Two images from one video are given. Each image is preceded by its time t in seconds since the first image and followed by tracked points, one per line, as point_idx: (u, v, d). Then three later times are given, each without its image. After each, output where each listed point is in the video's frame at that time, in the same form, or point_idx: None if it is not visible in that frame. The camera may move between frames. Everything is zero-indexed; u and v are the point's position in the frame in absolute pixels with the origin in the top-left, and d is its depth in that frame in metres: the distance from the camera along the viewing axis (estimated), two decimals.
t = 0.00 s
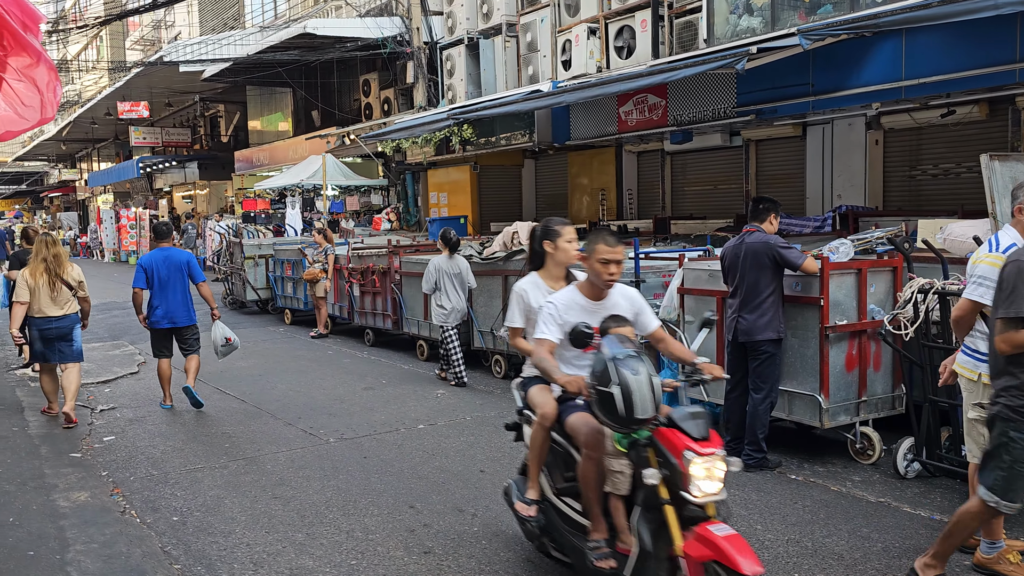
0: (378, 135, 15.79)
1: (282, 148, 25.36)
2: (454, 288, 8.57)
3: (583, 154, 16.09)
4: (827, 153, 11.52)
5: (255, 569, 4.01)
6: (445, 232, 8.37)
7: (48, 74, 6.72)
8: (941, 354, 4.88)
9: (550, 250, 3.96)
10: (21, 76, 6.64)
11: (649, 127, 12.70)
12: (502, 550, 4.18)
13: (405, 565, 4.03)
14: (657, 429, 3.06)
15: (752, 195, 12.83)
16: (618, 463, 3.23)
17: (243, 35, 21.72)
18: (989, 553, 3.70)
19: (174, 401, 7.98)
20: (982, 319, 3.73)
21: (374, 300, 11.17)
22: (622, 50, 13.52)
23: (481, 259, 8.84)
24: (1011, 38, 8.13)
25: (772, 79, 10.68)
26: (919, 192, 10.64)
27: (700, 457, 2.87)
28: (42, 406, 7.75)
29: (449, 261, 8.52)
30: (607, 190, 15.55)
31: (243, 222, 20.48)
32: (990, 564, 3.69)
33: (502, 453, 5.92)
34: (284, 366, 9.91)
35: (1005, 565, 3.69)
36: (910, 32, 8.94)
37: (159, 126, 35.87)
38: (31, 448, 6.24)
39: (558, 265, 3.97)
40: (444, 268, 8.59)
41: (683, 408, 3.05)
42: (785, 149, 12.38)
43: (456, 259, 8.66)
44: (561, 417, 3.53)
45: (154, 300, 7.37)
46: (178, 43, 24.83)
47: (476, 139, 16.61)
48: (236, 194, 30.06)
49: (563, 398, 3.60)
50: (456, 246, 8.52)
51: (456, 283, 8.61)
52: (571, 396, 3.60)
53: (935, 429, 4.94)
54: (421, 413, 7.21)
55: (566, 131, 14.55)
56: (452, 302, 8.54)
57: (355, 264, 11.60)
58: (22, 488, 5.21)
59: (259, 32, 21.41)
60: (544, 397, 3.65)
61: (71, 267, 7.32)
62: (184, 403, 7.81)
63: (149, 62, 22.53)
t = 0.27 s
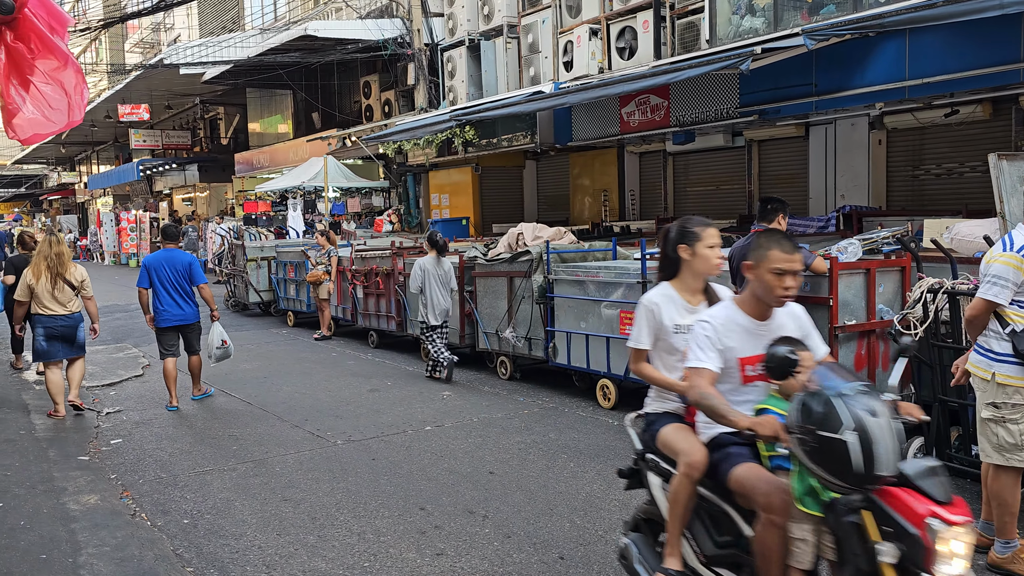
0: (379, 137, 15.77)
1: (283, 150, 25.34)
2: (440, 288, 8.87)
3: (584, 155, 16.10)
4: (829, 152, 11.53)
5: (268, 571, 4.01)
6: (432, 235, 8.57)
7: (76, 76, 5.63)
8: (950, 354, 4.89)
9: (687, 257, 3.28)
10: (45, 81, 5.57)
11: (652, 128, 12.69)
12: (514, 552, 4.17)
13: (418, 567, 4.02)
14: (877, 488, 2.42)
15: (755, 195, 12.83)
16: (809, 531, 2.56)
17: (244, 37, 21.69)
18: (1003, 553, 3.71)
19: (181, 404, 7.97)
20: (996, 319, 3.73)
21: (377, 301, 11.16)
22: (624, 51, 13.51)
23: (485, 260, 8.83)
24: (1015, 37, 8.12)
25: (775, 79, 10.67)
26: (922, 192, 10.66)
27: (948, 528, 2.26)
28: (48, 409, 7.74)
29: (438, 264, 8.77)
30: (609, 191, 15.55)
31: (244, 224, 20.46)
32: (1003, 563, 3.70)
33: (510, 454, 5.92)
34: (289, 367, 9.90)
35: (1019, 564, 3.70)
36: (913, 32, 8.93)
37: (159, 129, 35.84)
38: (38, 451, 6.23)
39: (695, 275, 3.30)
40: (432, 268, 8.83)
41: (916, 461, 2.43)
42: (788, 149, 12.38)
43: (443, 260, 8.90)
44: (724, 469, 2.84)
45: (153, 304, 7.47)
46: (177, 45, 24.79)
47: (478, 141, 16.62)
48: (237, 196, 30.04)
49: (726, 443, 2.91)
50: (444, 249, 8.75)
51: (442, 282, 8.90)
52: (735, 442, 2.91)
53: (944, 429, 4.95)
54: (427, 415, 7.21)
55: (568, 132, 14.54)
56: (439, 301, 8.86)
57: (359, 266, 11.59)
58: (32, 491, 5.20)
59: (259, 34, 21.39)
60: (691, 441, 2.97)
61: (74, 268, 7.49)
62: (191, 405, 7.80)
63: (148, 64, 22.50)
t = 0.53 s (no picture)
0: (375, 140, 15.76)
1: (278, 152, 25.30)
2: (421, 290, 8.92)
3: (580, 157, 16.12)
4: (825, 154, 11.55)
5: (269, 574, 4.00)
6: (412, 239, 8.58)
7: (86, 79, 5.92)
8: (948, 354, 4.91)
9: (877, 259, 2.65)
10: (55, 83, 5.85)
11: (648, 129, 12.70)
12: (516, 554, 4.16)
13: (419, 569, 4.01)
14: None
15: (751, 197, 12.86)
16: None
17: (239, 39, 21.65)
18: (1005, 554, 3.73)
19: (178, 407, 7.94)
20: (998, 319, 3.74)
21: (374, 303, 11.16)
22: (620, 53, 13.53)
23: (483, 262, 8.82)
24: (1011, 39, 8.15)
25: (771, 81, 10.69)
26: (918, 193, 10.68)
27: None
28: (45, 412, 7.71)
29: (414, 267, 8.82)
30: (605, 192, 15.57)
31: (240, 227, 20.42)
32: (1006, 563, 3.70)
33: (510, 456, 5.91)
34: (286, 370, 9.88)
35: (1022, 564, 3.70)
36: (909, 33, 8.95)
37: (153, 132, 35.76)
38: (36, 455, 6.20)
39: (886, 281, 2.66)
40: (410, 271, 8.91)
41: None
42: (784, 150, 12.41)
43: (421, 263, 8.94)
44: (977, 543, 2.21)
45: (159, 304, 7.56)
46: (171, 48, 24.74)
47: (474, 143, 16.62)
48: (231, 199, 30.00)
49: (970, 507, 2.29)
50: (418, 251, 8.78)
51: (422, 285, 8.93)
52: (983, 505, 2.29)
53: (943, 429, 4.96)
54: (426, 417, 7.20)
55: (564, 133, 14.56)
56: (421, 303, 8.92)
57: (355, 268, 11.57)
58: (31, 495, 5.19)
59: (255, 37, 21.36)
60: (910, 500, 2.36)
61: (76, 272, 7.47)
62: (189, 408, 7.78)
63: (143, 67, 22.45)
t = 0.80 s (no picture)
0: (367, 143, 15.72)
1: (269, 156, 25.21)
2: (391, 290, 9.26)
3: (571, 161, 16.13)
4: (816, 158, 11.59)
5: None
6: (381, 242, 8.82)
7: (72, 81, 4.70)
8: (939, 357, 4.91)
9: None
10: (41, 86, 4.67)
11: (639, 133, 12.72)
12: (508, 559, 4.15)
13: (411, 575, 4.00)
14: None
15: (742, 201, 12.89)
16: None
17: (230, 43, 21.57)
18: (995, 556, 3.73)
19: (168, 412, 7.89)
20: (988, 323, 3.76)
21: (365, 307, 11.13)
22: (612, 57, 13.55)
23: (475, 265, 8.80)
24: (1001, 43, 8.17)
25: (763, 85, 10.72)
26: (907, 197, 10.73)
27: None
28: (33, 417, 7.66)
29: (384, 266, 9.20)
30: (596, 196, 15.58)
31: (230, 230, 20.36)
32: (995, 566, 3.71)
33: (502, 460, 5.90)
34: (277, 374, 9.85)
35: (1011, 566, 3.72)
36: (899, 38, 8.98)
37: (143, 135, 35.63)
38: (24, 460, 6.16)
39: None
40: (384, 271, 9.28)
41: None
42: (774, 154, 12.44)
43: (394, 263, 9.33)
44: None
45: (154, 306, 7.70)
46: (162, 51, 24.64)
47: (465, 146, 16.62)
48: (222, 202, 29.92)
49: None
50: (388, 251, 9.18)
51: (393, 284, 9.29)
52: None
53: (933, 432, 4.97)
54: (417, 421, 7.18)
55: (555, 137, 14.56)
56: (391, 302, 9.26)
57: (347, 272, 11.54)
58: (18, 501, 5.14)
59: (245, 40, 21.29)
60: None
61: (70, 271, 7.52)
62: (178, 414, 7.74)
63: (133, 69, 22.34)
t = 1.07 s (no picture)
0: (356, 147, 15.68)
1: (258, 159, 25.13)
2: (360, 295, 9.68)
3: (560, 165, 16.14)
4: (804, 163, 11.62)
5: None
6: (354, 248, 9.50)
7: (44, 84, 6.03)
8: (925, 362, 4.92)
9: None
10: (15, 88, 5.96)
11: (628, 137, 12.73)
12: (493, 565, 4.13)
13: None
14: None
15: (730, 205, 12.91)
16: None
17: (218, 45, 21.49)
18: (981, 561, 3.73)
19: (153, 417, 7.83)
20: (973, 329, 3.76)
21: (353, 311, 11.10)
22: (601, 61, 13.56)
23: (463, 269, 8.78)
24: (987, 47, 8.21)
25: (751, 90, 10.74)
26: (894, 202, 10.77)
27: None
28: (16, 422, 7.59)
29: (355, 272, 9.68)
30: (585, 200, 15.59)
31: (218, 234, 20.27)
32: (981, 571, 3.71)
33: (488, 465, 5.88)
34: (264, 379, 9.80)
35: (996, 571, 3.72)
36: (886, 43, 9.01)
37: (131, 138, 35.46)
38: (6, 466, 6.10)
39: None
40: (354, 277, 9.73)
41: None
42: (762, 159, 12.47)
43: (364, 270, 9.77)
44: None
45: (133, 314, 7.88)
46: (150, 54, 24.54)
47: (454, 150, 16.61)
48: (210, 206, 29.81)
49: None
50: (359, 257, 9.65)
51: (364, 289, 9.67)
52: None
53: (919, 437, 4.97)
54: (404, 426, 7.15)
55: (544, 141, 14.56)
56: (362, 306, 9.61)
57: (335, 276, 11.50)
58: None
59: (234, 43, 21.22)
60: None
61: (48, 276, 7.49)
62: (164, 419, 7.68)
63: (121, 72, 22.23)
